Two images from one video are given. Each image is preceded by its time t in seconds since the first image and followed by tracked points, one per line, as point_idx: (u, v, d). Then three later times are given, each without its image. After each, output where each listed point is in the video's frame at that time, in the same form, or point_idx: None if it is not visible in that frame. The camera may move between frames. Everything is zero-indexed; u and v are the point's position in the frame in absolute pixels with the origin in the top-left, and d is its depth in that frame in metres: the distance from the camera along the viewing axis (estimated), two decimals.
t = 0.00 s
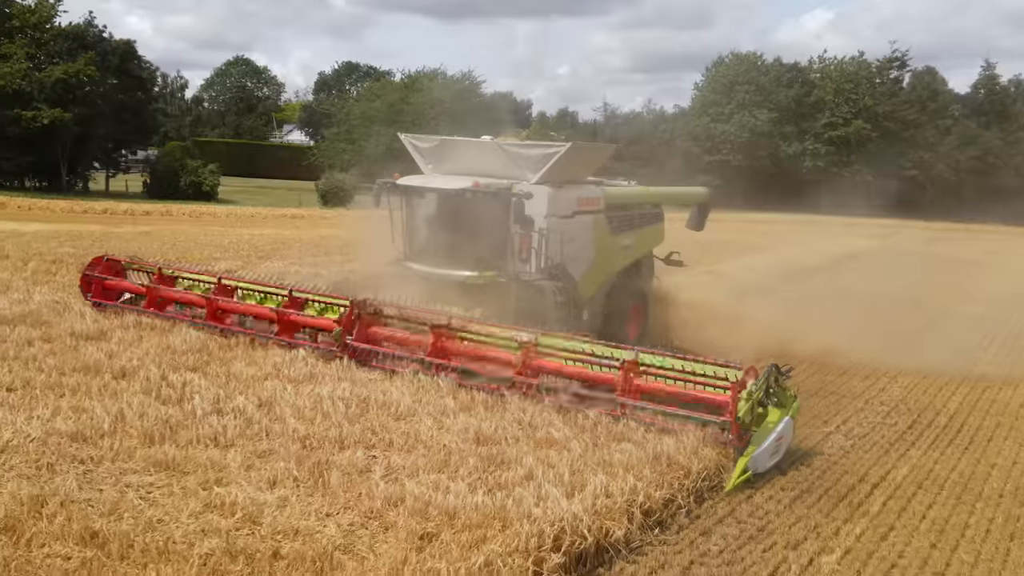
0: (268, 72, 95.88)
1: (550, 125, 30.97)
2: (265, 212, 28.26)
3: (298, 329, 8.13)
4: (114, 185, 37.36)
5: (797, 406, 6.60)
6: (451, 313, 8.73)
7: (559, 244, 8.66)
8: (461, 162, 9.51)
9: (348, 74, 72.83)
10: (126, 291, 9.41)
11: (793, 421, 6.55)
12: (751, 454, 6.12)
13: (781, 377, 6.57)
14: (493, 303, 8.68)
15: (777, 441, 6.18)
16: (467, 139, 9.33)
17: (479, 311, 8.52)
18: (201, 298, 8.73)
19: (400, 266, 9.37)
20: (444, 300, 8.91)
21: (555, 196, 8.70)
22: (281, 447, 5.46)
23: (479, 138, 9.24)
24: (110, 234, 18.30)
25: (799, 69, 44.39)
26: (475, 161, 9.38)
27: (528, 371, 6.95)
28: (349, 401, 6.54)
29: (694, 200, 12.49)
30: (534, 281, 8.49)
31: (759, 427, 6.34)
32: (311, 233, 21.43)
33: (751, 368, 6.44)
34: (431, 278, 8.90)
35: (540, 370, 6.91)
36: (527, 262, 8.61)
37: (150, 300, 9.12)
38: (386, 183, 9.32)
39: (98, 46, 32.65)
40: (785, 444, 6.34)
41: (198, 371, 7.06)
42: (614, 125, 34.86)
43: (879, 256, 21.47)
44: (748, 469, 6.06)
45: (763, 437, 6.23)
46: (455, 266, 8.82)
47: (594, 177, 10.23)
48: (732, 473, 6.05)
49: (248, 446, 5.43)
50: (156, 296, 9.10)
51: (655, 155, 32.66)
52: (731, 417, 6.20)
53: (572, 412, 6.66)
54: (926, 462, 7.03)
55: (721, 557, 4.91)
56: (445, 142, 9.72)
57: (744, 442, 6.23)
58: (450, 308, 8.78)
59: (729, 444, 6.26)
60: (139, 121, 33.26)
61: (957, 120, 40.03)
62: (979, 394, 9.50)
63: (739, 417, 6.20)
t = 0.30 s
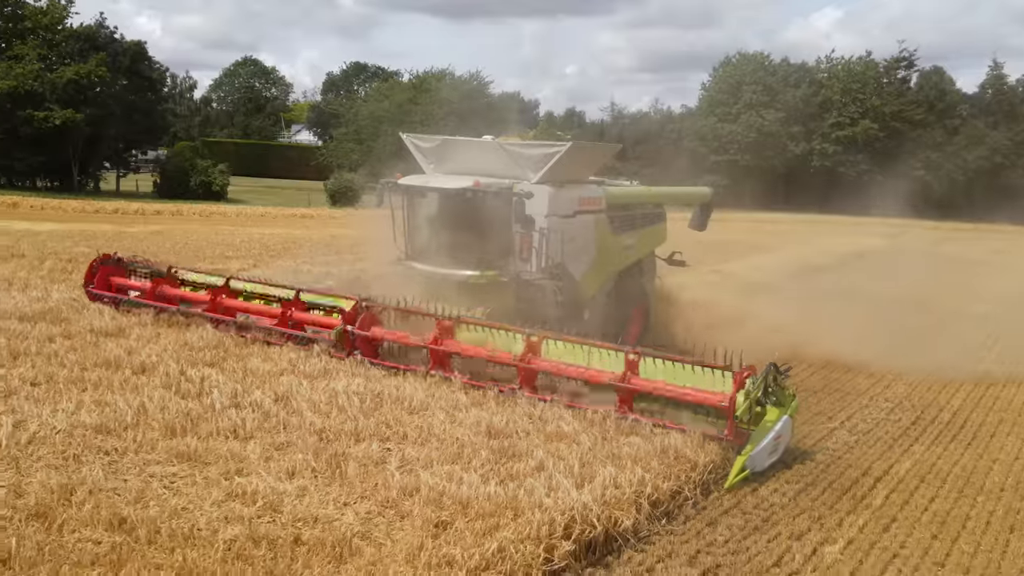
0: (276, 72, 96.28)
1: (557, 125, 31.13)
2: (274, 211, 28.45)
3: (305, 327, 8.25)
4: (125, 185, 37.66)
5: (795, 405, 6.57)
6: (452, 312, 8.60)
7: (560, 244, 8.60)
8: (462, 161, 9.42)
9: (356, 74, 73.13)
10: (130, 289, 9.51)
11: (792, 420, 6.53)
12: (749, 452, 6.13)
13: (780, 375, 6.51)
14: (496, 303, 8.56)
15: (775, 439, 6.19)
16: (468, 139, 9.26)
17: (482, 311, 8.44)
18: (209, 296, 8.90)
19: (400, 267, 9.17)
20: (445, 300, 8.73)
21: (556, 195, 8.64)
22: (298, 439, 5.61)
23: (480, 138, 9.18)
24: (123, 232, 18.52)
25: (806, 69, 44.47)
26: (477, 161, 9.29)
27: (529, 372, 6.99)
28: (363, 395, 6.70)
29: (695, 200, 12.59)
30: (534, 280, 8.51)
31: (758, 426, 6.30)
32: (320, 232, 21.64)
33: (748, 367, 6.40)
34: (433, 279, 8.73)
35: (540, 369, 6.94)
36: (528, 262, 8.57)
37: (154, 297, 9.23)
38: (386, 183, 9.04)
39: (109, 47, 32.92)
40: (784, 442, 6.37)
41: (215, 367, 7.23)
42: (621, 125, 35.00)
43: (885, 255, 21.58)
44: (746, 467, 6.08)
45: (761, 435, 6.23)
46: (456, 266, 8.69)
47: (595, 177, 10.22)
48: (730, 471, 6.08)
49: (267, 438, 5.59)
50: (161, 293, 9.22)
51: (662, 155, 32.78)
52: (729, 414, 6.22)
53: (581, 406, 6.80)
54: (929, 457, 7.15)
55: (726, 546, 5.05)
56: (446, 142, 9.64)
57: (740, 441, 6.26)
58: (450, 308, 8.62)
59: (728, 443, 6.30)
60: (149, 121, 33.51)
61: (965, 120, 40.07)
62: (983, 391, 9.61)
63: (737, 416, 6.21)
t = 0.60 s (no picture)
0: (282, 72, 96.42)
1: (563, 125, 31.27)
2: (282, 211, 28.59)
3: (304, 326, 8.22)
4: (133, 185, 37.89)
5: (791, 406, 6.69)
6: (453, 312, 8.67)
7: (559, 244, 8.69)
8: (462, 161, 9.49)
9: (362, 74, 73.39)
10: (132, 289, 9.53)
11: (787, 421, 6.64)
12: (745, 452, 6.17)
13: (775, 376, 6.63)
14: (496, 301, 8.65)
15: (772, 439, 6.26)
16: (469, 139, 9.32)
17: (481, 310, 8.50)
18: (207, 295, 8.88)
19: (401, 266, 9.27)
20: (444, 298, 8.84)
21: (556, 195, 8.70)
22: (311, 433, 5.75)
23: (480, 138, 9.24)
24: (134, 232, 18.71)
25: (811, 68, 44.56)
26: (476, 161, 9.36)
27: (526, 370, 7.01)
28: (374, 391, 6.84)
29: (695, 199, 12.63)
30: (534, 280, 8.63)
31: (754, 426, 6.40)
32: (327, 232, 21.79)
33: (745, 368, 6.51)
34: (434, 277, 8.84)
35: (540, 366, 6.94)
36: (528, 262, 8.65)
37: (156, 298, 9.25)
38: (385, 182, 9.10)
39: (118, 47, 33.11)
40: (780, 443, 6.43)
41: (228, 363, 7.38)
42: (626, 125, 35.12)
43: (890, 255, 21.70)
44: (742, 467, 6.10)
45: (757, 436, 6.29)
46: (455, 266, 8.74)
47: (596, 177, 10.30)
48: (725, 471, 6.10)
49: (281, 432, 5.73)
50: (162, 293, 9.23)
51: (668, 155, 32.87)
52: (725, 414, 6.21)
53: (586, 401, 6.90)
54: (930, 453, 7.26)
55: (729, 538, 5.18)
56: (447, 142, 9.70)
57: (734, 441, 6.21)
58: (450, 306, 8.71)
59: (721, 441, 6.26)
60: (157, 122, 33.69)
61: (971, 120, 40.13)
62: (983, 389, 9.72)
63: (732, 414, 6.21)
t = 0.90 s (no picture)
0: (289, 72, 96.78)
1: (569, 125, 31.40)
2: (290, 211, 28.78)
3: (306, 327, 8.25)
4: (142, 185, 38.17)
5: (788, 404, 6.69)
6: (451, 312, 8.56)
7: (557, 244, 8.85)
8: (462, 161, 9.48)
9: (368, 74, 73.63)
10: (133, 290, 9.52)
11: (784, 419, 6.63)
12: (739, 450, 6.19)
13: (772, 374, 6.62)
14: (495, 302, 8.59)
15: (767, 437, 6.26)
16: (468, 139, 9.32)
17: (480, 310, 8.41)
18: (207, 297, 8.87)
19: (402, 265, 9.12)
20: (444, 299, 8.70)
21: (553, 196, 8.88)
22: (325, 427, 5.91)
23: (479, 138, 9.25)
24: (145, 232, 18.93)
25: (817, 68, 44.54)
26: (475, 161, 9.37)
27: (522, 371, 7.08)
28: (385, 386, 7.01)
29: (695, 199, 12.73)
30: (532, 280, 8.67)
31: (750, 424, 6.40)
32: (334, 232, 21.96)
33: (740, 367, 6.53)
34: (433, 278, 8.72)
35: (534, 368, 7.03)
36: (526, 261, 8.71)
37: (157, 299, 9.25)
38: (386, 182, 9.02)
39: (127, 49, 33.35)
40: (776, 442, 6.42)
41: (241, 360, 7.55)
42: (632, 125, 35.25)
43: (896, 254, 21.80)
44: (737, 466, 6.12)
45: (753, 434, 6.30)
46: (454, 266, 8.63)
47: (597, 178, 10.45)
48: (720, 469, 6.12)
49: (296, 426, 5.89)
50: (162, 295, 9.23)
51: (674, 155, 32.98)
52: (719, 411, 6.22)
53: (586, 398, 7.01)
54: (930, 448, 7.41)
55: (732, 529, 5.32)
56: (446, 142, 9.69)
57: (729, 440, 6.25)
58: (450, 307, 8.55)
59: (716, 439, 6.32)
60: (166, 123, 33.92)
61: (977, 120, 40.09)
62: (985, 387, 9.84)
63: (726, 413, 6.24)
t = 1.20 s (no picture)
0: (294, 73, 97.02)
1: (573, 125, 31.51)
2: (296, 211, 28.86)
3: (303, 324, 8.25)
4: (149, 185, 38.36)
5: (784, 403, 6.70)
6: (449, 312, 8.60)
7: (556, 244, 8.93)
8: (461, 161, 9.54)
9: (374, 75, 73.78)
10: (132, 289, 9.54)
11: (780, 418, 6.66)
12: (735, 450, 6.19)
13: (769, 373, 6.63)
14: (494, 301, 8.60)
15: (763, 436, 6.27)
16: (467, 139, 9.40)
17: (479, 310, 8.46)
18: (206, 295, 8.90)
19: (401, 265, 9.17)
20: (442, 298, 8.76)
21: (552, 196, 8.96)
22: (337, 422, 6.05)
23: (478, 138, 9.33)
24: (154, 232, 19.09)
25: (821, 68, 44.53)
26: (473, 161, 9.46)
27: (520, 370, 7.09)
28: (394, 383, 7.15)
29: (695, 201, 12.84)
30: (530, 279, 8.72)
31: (746, 424, 6.40)
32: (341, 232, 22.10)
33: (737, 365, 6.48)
34: (431, 277, 8.78)
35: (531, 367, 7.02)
36: (525, 260, 8.79)
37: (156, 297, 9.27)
38: (386, 181, 9.09)
39: (134, 49, 33.51)
40: (772, 441, 6.43)
41: (252, 357, 7.69)
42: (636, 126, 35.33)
43: (901, 254, 21.88)
44: (732, 465, 6.13)
45: (749, 433, 6.30)
46: (452, 265, 8.68)
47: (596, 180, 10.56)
48: (715, 469, 6.12)
49: (308, 421, 6.03)
50: (161, 293, 9.26)
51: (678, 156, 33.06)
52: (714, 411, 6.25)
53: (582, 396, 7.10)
54: (931, 444, 7.53)
55: (734, 522, 5.44)
56: (445, 142, 9.75)
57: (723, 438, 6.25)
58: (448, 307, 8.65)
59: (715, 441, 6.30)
60: (172, 123, 34.07)
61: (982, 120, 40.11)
62: (986, 386, 9.95)
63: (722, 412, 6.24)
